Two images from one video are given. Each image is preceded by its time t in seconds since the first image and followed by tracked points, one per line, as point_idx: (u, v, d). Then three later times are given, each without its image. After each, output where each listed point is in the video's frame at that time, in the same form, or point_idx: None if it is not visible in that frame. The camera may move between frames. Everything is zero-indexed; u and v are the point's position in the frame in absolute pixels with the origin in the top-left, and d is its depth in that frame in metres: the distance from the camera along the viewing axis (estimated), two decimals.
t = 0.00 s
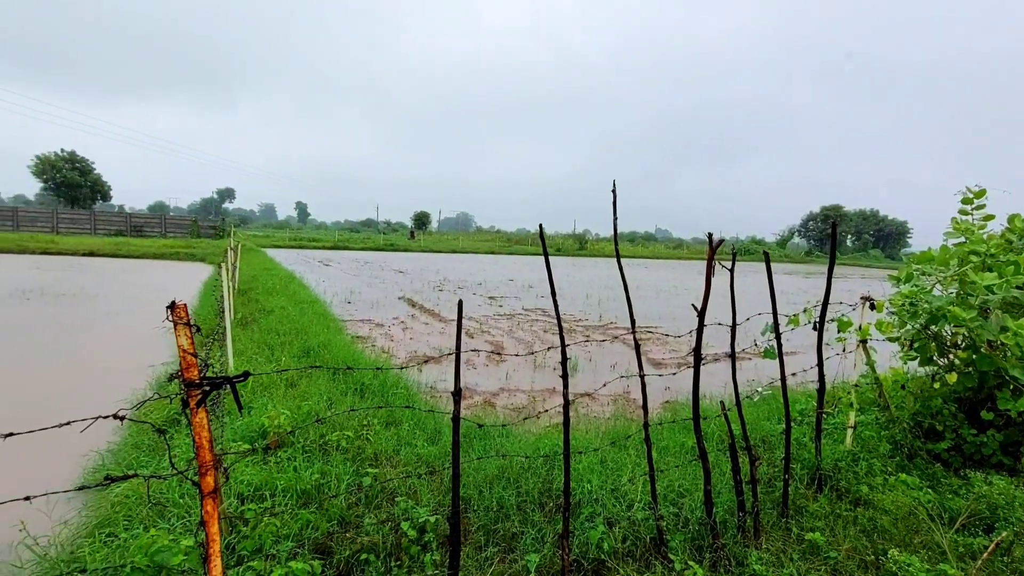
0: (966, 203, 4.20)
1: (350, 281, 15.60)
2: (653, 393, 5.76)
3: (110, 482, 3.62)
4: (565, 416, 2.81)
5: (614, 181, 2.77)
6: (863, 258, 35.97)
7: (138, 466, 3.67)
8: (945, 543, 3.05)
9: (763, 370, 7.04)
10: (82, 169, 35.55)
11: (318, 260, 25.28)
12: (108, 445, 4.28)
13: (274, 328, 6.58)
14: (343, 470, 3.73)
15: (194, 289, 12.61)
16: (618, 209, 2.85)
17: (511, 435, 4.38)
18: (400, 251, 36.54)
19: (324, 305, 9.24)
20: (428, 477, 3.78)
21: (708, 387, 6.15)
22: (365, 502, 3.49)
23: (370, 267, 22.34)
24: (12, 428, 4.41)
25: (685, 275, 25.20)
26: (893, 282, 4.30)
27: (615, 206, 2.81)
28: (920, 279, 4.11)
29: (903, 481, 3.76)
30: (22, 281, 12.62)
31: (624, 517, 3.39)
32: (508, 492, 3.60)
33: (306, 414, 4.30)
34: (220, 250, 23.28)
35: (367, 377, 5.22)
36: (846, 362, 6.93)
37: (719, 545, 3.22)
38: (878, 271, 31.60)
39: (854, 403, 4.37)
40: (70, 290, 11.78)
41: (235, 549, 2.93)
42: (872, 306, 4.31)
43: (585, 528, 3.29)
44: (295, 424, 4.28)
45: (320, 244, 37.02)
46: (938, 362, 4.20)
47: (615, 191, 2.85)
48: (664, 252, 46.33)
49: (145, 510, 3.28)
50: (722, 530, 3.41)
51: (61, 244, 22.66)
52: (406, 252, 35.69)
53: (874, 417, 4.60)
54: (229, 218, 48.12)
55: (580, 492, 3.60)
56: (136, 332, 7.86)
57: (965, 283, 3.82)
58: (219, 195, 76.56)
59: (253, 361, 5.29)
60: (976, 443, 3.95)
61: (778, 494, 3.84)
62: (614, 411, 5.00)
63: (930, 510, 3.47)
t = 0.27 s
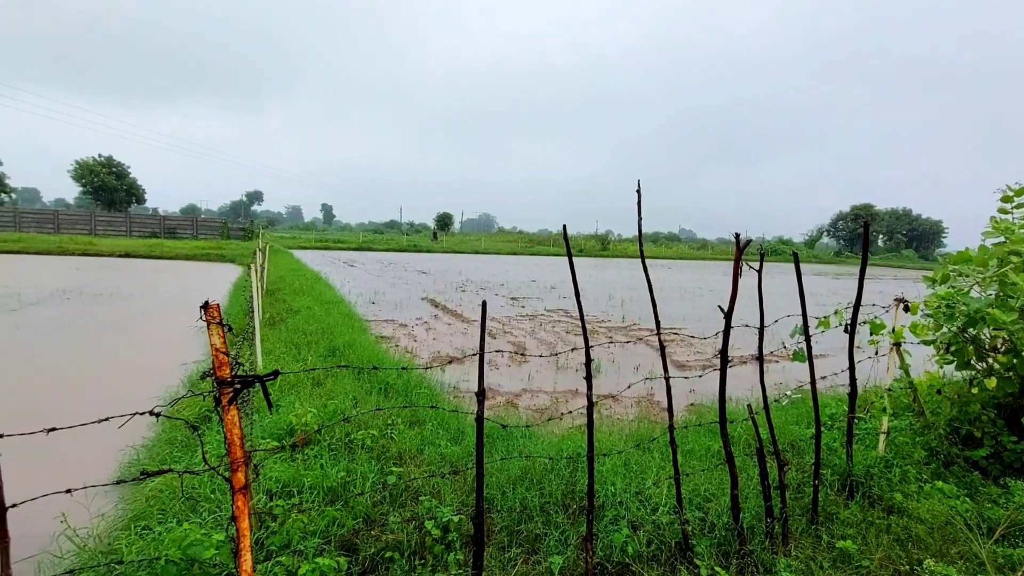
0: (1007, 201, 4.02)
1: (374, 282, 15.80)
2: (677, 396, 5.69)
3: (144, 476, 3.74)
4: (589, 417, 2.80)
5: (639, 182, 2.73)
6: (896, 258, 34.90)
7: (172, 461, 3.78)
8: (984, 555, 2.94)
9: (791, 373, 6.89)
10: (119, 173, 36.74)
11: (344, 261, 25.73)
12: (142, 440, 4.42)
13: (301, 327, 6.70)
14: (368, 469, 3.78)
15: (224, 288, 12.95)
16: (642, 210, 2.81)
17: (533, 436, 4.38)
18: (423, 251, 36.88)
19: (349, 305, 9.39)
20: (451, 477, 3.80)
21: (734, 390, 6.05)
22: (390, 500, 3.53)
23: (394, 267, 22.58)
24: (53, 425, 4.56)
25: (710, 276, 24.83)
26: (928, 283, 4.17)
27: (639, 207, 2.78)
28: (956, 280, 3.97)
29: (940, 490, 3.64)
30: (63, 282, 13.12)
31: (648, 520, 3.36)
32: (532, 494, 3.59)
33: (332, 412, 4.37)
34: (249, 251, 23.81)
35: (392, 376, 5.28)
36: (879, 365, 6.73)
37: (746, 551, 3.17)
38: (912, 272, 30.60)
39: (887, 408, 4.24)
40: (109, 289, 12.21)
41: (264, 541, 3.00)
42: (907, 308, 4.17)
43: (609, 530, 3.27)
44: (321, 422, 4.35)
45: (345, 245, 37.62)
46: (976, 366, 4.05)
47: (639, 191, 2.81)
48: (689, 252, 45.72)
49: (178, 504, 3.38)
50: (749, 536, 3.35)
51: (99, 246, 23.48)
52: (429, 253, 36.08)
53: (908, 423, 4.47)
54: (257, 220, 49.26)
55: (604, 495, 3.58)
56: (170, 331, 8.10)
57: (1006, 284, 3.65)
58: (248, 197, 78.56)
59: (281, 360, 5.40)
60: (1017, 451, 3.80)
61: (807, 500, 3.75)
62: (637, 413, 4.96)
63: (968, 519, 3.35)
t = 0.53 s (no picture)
0: None
1: (400, 282, 16.00)
2: (704, 398, 5.61)
3: (181, 470, 3.86)
4: (615, 420, 2.77)
5: (666, 182, 2.69)
6: (935, 258, 33.66)
7: (207, 456, 3.89)
8: None
9: (823, 377, 6.72)
10: (155, 177, 37.99)
11: (371, 262, 26.12)
12: (178, 436, 4.56)
13: (329, 327, 6.83)
14: (395, 467, 3.82)
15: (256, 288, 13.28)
16: (669, 210, 2.77)
17: (558, 437, 4.37)
18: (448, 252, 37.20)
19: (376, 305, 9.53)
20: (476, 476, 3.82)
21: (763, 393, 5.93)
22: (416, 499, 3.56)
23: (419, 268, 22.80)
24: (95, 419, 4.75)
25: (737, 277, 24.38)
26: (968, 284, 4.01)
27: (665, 208, 2.74)
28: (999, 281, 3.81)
29: (982, 500, 3.49)
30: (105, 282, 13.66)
31: (676, 524, 3.31)
32: (557, 495, 3.58)
33: (359, 411, 4.44)
34: (279, 252, 24.38)
35: (418, 376, 5.34)
36: (915, 369, 6.51)
37: (776, 559, 3.10)
38: (951, 273, 29.48)
39: (925, 413, 4.10)
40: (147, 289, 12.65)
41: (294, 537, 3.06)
42: (945, 310, 4.02)
43: (635, 534, 3.24)
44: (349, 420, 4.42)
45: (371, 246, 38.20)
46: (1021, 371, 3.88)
47: (666, 191, 2.76)
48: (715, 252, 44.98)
49: (213, 498, 3.48)
50: (780, 543, 3.27)
51: (138, 247, 24.36)
52: (454, 254, 36.38)
53: (947, 429, 4.31)
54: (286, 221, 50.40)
55: (630, 497, 3.55)
56: (204, 330, 8.35)
57: None
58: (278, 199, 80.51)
59: (310, 358, 5.52)
60: None
61: (841, 507, 3.65)
62: (663, 416, 4.90)
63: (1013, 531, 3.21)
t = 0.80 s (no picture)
0: None
1: (431, 282, 16.18)
2: (738, 402, 5.48)
3: (221, 464, 3.99)
4: (647, 423, 2.73)
5: (699, 181, 2.63)
6: (985, 258, 32.09)
7: (246, 451, 4.01)
8: None
9: (863, 381, 6.48)
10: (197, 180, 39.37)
11: (402, 262, 26.50)
12: (218, 431, 4.72)
13: (362, 327, 6.96)
14: (425, 465, 3.87)
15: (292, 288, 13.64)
16: (703, 210, 2.69)
17: (589, 439, 4.34)
18: (477, 252, 37.46)
19: (407, 305, 9.67)
20: (506, 476, 3.83)
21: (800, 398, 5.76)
22: (446, 497, 3.59)
23: (448, 269, 22.97)
24: (142, 413, 4.96)
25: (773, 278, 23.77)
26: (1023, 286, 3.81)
27: (699, 208, 2.68)
28: None
29: None
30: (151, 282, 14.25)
31: (709, 530, 3.25)
32: (587, 497, 3.56)
33: (392, 409, 4.51)
34: (313, 253, 24.98)
35: (448, 376, 5.39)
36: (964, 375, 6.22)
37: (814, 568, 3.01)
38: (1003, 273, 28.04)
39: (975, 421, 3.91)
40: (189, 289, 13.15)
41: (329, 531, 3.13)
42: (997, 313, 3.83)
43: (668, 538, 3.19)
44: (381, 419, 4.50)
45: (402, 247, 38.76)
46: None
47: (699, 190, 2.69)
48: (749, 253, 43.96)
49: (251, 492, 3.59)
50: (818, 553, 3.18)
51: (181, 249, 25.34)
52: (483, 254, 36.61)
53: (999, 438, 4.10)
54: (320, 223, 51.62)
55: (662, 501, 3.50)
56: (243, 329, 8.62)
57: None
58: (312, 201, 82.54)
59: (344, 358, 5.63)
60: None
61: (883, 517, 3.52)
62: (696, 419, 4.82)
63: None
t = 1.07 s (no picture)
0: None
1: (465, 282, 16.32)
2: (778, 407, 5.33)
3: (264, 458, 4.13)
4: (685, 427, 2.67)
5: (739, 179, 2.54)
6: None
7: (287, 446, 4.14)
8: None
9: (913, 387, 6.20)
10: (241, 184, 40.73)
11: (436, 262, 26.85)
12: (260, 426, 4.88)
13: (397, 326, 7.08)
14: (460, 464, 3.90)
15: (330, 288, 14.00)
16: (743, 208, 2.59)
17: (623, 441, 4.30)
18: (510, 253, 37.60)
19: (441, 305, 9.79)
20: (539, 477, 3.83)
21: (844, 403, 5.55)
22: (480, 496, 3.62)
23: (481, 269, 23.12)
24: (190, 408, 5.17)
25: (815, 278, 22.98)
26: None
27: (739, 207, 2.59)
28: None
29: None
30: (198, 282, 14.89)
31: (749, 538, 3.17)
32: (622, 500, 3.53)
33: (426, 408, 4.57)
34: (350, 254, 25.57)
35: (481, 376, 5.43)
36: None
37: None
38: None
39: None
40: (234, 288, 13.67)
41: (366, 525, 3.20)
42: None
43: (705, 544, 3.13)
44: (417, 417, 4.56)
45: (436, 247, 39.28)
46: None
47: (739, 188, 2.60)
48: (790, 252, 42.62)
49: (293, 486, 3.70)
50: (864, 564, 3.06)
51: (227, 250, 26.35)
52: (515, 254, 36.70)
53: None
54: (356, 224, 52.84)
55: (699, 507, 3.43)
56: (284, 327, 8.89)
57: None
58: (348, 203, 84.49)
59: (380, 356, 5.74)
60: None
61: (935, 529, 3.36)
62: (733, 423, 4.71)
63: None
